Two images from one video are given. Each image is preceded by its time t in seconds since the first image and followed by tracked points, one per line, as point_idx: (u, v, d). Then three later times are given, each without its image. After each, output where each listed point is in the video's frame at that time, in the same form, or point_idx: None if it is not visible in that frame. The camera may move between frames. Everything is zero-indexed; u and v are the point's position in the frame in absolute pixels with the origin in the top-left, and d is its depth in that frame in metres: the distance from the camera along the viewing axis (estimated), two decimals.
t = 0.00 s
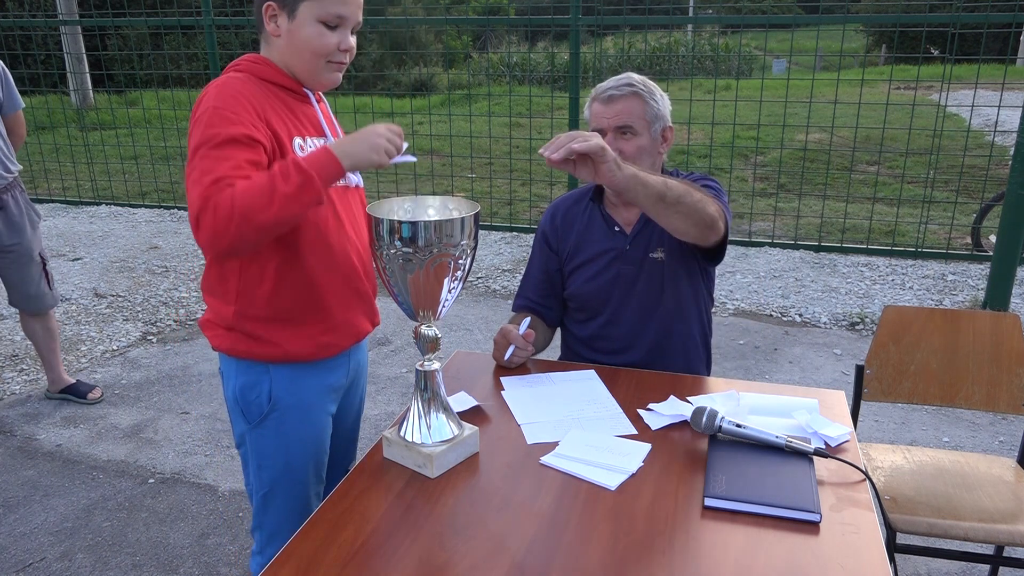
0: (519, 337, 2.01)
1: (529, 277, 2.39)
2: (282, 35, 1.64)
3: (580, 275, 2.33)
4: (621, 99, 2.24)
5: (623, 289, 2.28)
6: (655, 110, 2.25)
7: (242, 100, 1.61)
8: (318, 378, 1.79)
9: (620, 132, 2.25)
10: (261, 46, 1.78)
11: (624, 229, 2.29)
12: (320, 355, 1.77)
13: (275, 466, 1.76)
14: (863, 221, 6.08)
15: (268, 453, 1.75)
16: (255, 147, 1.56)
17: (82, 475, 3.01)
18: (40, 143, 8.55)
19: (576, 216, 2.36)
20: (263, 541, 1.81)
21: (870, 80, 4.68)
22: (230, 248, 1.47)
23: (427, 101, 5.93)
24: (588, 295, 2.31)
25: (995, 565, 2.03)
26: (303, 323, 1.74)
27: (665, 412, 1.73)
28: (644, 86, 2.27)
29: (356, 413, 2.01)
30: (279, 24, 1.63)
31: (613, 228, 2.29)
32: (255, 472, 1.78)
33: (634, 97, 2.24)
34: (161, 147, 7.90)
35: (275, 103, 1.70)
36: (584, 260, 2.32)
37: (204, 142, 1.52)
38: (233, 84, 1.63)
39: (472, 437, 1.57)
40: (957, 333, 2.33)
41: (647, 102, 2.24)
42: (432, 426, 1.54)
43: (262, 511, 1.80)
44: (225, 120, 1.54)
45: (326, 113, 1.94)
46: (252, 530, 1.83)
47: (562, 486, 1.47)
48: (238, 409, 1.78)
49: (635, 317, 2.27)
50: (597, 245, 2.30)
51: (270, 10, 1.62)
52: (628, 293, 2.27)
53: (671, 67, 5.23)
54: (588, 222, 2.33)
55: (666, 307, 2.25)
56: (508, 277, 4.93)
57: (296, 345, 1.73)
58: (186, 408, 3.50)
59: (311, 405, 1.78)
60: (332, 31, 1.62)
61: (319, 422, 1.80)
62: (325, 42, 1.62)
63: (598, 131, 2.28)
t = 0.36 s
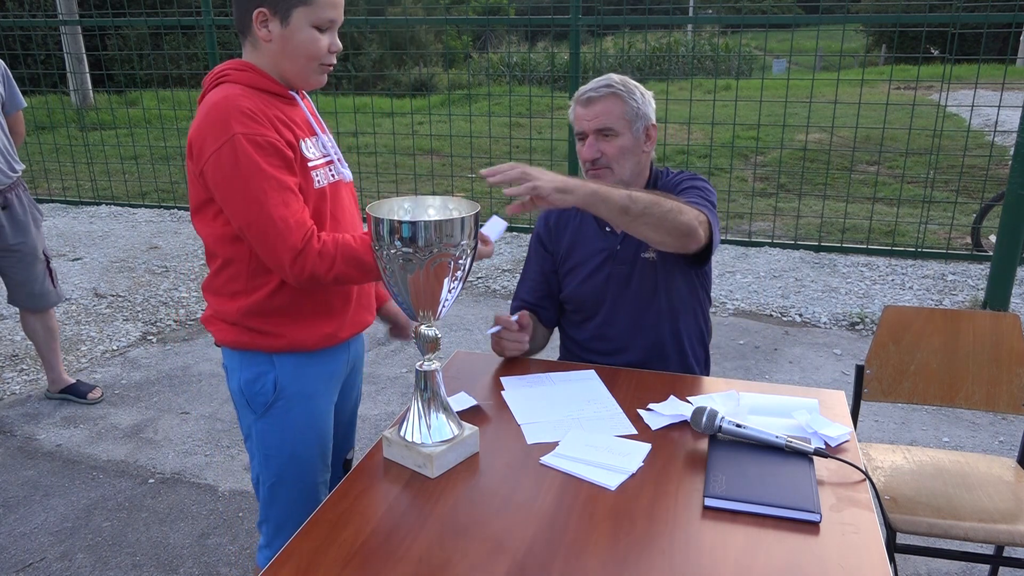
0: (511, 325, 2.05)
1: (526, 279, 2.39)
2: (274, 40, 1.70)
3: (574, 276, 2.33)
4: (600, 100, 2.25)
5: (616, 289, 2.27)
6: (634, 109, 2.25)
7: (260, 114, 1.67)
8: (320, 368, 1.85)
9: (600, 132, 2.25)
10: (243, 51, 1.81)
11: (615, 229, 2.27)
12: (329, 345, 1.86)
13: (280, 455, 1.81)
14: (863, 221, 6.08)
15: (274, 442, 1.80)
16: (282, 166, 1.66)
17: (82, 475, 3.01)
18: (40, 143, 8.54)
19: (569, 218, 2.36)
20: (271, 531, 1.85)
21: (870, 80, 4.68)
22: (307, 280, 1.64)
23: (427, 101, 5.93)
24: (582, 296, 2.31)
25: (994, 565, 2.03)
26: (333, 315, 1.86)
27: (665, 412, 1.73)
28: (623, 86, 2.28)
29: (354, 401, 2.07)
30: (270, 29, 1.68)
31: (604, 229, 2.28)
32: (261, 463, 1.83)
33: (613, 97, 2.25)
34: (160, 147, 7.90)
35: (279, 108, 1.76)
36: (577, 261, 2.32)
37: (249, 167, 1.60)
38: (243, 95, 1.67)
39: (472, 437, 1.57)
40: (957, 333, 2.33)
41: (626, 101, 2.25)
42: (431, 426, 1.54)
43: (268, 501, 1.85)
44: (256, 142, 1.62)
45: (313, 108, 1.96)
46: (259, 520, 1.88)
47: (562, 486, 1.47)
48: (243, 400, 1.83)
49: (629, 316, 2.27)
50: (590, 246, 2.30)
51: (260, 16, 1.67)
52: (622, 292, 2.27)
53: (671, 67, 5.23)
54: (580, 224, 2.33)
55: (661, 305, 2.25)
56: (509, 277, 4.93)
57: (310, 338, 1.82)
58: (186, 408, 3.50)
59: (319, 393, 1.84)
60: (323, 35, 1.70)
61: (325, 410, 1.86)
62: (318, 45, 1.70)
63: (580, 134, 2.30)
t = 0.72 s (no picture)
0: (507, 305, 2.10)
1: (524, 279, 2.39)
2: (285, 41, 1.70)
3: (573, 276, 2.34)
4: (592, 107, 2.24)
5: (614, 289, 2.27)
6: (627, 112, 2.23)
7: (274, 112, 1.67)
8: (321, 360, 1.86)
9: (595, 139, 2.24)
10: (246, 48, 1.80)
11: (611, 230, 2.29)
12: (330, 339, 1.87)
13: (282, 448, 1.81)
14: (863, 222, 6.08)
15: (277, 434, 1.80)
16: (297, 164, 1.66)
17: (83, 475, 3.01)
18: (40, 143, 8.54)
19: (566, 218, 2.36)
20: (275, 525, 1.85)
21: (871, 80, 4.68)
22: (322, 276, 1.66)
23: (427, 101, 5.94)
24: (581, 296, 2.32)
25: (995, 565, 2.03)
26: (335, 308, 1.87)
27: (665, 412, 1.73)
28: (613, 90, 2.27)
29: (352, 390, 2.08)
30: (281, 30, 1.69)
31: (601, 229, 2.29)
32: (264, 456, 1.83)
33: (604, 103, 2.24)
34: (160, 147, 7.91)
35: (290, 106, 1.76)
36: (576, 261, 2.33)
37: (266, 165, 1.60)
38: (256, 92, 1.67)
39: (472, 437, 1.57)
40: (957, 333, 2.33)
41: (618, 106, 2.24)
42: (431, 427, 1.54)
43: (271, 495, 1.84)
44: (272, 141, 1.62)
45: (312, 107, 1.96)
46: (262, 514, 1.87)
47: (562, 486, 1.47)
48: (245, 393, 1.83)
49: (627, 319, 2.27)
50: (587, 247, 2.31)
51: (272, 16, 1.67)
52: (620, 293, 2.27)
53: (671, 67, 5.24)
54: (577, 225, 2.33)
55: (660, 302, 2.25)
56: (509, 277, 4.93)
57: (314, 331, 1.83)
58: (186, 408, 3.50)
59: (321, 383, 1.86)
60: (331, 32, 1.73)
61: (327, 399, 1.87)
62: (327, 43, 1.73)
63: (574, 142, 2.28)
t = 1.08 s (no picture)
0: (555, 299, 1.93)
1: (528, 278, 2.37)
2: (284, 43, 1.71)
3: (578, 277, 2.35)
4: (606, 115, 2.21)
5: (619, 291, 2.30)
6: (641, 119, 2.23)
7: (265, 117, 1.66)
8: (311, 363, 1.86)
9: (611, 148, 2.21)
10: (248, 49, 1.81)
11: (616, 232, 2.32)
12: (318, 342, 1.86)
13: (272, 447, 1.81)
14: (863, 221, 6.08)
15: (268, 431, 1.80)
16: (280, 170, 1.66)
17: (83, 475, 3.01)
18: (39, 143, 8.54)
19: (570, 218, 2.38)
20: (267, 523, 1.86)
21: (871, 80, 4.68)
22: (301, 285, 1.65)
23: (427, 101, 5.94)
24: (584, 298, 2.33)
25: (995, 565, 2.03)
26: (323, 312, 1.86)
27: (665, 412, 1.73)
28: (625, 95, 2.24)
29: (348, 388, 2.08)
30: (280, 32, 1.70)
31: (606, 230, 2.32)
32: (255, 456, 1.83)
33: (620, 110, 2.21)
34: (160, 147, 7.91)
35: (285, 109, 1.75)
36: (581, 262, 2.35)
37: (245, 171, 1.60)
38: (249, 96, 1.65)
39: (472, 437, 1.57)
40: (957, 333, 2.33)
41: (633, 113, 2.22)
42: (432, 426, 1.54)
43: (264, 492, 1.84)
44: (254, 146, 1.62)
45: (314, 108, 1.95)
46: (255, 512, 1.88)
47: (562, 486, 1.47)
48: (235, 393, 1.84)
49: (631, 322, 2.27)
50: (593, 248, 2.33)
51: (271, 18, 1.68)
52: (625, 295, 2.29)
53: (671, 67, 5.24)
54: (583, 226, 2.35)
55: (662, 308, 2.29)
56: (509, 277, 4.93)
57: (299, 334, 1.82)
58: (187, 409, 3.50)
59: (312, 381, 1.85)
60: (330, 36, 1.73)
61: (318, 397, 1.87)
62: (326, 47, 1.73)
63: (588, 150, 2.24)
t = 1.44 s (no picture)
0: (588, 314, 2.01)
1: (539, 273, 2.36)
2: (269, 45, 1.70)
3: (591, 278, 2.35)
4: (645, 122, 2.18)
5: (631, 296, 2.31)
6: (675, 129, 2.21)
7: (215, 130, 1.65)
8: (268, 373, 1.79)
9: (645, 157, 2.19)
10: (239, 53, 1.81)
11: (633, 235, 2.32)
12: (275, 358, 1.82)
13: (224, 448, 1.79)
14: (863, 222, 6.08)
15: (222, 433, 1.78)
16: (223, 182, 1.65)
17: (83, 475, 3.01)
18: (40, 144, 8.54)
19: (587, 216, 2.37)
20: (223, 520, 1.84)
21: (870, 80, 4.68)
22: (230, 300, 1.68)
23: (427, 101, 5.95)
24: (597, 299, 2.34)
25: (995, 565, 2.03)
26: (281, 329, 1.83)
27: (665, 412, 1.73)
28: (663, 102, 2.22)
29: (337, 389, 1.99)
30: (266, 33, 1.69)
31: (623, 233, 2.31)
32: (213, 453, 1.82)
33: (658, 118, 2.19)
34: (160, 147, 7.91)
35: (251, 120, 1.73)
36: (594, 262, 2.34)
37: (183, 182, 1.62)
38: (204, 108, 1.66)
39: (472, 436, 1.57)
40: (957, 333, 2.33)
41: (669, 122, 2.20)
42: (431, 427, 1.54)
43: (221, 490, 1.83)
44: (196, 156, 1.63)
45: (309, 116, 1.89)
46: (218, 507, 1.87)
47: (562, 486, 1.47)
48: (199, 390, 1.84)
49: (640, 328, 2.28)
50: (608, 249, 2.32)
51: (256, 20, 1.68)
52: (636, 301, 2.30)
53: (671, 67, 5.25)
54: (600, 226, 2.34)
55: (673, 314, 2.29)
56: (509, 277, 4.93)
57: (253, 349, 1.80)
58: (187, 408, 3.50)
59: (265, 390, 1.79)
60: (319, 39, 1.71)
61: (276, 405, 1.81)
62: (314, 51, 1.71)
63: (620, 155, 2.22)
